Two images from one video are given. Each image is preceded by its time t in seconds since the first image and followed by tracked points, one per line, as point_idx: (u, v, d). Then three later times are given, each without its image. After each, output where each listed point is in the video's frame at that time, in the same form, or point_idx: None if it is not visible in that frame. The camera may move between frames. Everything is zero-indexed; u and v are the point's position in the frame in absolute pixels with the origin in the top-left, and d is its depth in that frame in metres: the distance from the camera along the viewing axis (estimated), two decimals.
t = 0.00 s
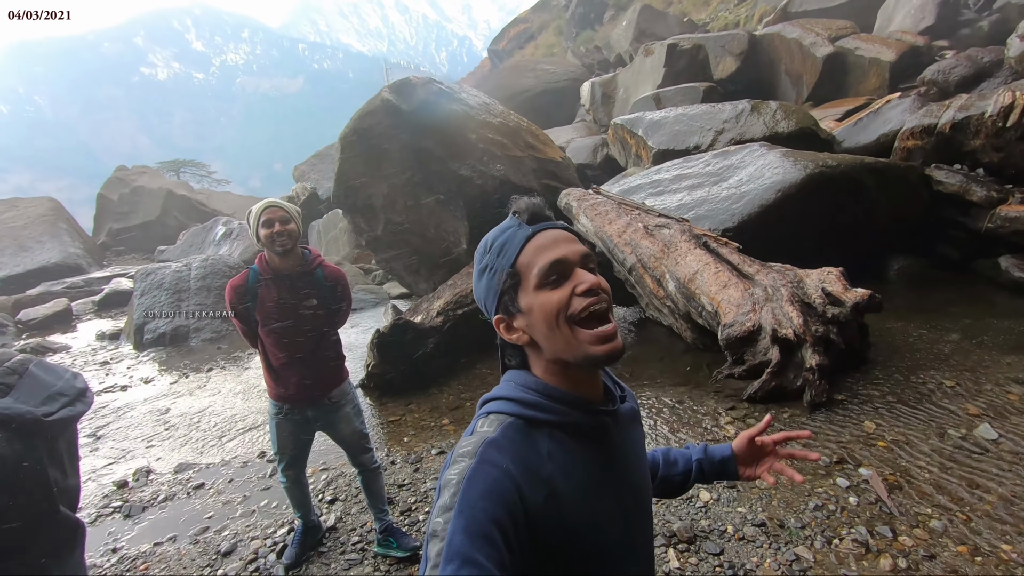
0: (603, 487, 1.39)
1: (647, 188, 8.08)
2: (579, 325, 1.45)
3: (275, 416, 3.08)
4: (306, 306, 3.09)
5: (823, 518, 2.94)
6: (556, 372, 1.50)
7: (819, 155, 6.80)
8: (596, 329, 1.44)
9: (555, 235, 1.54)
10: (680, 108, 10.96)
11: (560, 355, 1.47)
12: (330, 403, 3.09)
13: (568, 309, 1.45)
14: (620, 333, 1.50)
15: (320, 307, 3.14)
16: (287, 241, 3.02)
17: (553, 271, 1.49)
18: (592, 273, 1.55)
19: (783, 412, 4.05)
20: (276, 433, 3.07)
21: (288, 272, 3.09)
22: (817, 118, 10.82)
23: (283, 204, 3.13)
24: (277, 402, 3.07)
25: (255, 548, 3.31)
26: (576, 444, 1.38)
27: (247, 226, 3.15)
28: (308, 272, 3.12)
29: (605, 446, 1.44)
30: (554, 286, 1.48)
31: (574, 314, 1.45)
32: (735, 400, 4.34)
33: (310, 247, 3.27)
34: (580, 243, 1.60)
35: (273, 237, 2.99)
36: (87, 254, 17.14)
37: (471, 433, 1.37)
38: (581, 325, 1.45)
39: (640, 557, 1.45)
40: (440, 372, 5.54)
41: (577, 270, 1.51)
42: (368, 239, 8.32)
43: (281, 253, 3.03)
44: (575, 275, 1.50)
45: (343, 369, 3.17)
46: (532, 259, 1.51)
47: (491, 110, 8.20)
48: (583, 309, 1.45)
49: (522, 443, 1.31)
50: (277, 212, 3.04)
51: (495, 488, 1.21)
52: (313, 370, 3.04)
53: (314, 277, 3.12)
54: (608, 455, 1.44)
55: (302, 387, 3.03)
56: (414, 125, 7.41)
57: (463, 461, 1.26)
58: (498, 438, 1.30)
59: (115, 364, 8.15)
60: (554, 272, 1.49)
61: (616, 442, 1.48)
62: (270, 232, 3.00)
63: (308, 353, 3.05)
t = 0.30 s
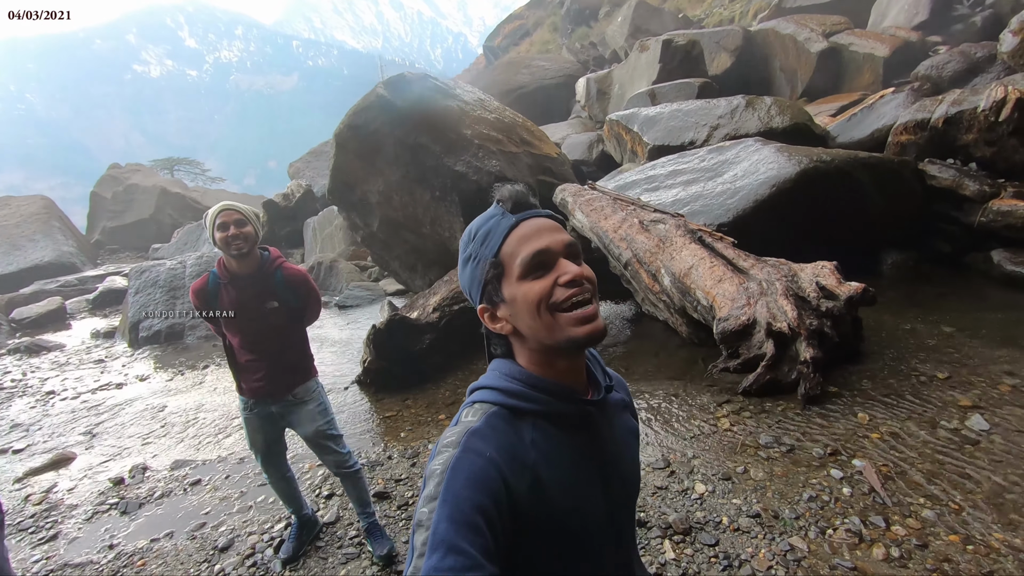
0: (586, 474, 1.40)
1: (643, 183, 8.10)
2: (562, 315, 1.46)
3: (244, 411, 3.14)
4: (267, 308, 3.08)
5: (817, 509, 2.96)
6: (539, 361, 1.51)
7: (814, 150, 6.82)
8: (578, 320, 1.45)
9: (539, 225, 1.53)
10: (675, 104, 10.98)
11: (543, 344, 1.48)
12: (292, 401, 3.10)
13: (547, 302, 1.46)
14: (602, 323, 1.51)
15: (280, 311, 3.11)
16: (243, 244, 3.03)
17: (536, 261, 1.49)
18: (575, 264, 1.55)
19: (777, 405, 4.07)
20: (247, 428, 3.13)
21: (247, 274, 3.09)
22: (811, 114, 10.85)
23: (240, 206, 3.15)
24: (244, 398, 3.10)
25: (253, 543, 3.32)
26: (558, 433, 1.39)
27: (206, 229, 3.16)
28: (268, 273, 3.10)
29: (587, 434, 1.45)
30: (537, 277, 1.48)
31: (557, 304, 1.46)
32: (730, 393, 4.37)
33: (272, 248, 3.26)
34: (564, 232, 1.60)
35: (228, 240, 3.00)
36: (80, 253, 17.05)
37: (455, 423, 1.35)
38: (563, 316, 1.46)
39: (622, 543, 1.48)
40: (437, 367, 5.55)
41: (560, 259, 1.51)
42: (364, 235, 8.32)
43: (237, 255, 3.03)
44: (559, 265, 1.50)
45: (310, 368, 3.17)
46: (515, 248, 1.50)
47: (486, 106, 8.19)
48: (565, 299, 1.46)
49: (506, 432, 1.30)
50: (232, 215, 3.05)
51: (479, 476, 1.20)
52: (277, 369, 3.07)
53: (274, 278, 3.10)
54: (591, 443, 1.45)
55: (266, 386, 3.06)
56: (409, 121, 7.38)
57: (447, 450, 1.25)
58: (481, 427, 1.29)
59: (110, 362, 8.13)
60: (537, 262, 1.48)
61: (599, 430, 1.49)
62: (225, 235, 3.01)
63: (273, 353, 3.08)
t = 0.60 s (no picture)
0: (581, 466, 1.40)
1: (644, 183, 8.11)
2: (554, 313, 1.46)
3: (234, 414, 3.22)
4: (245, 312, 3.15)
5: (819, 507, 2.97)
6: (530, 356, 1.52)
7: (816, 150, 6.83)
8: (569, 320, 1.46)
9: (535, 224, 1.53)
10: (676, 104, 10.99)
11: (536, 340, 1.48)
12: (271, 405, 3.14)
13: (536, 299, 1.46)
14: (595, 323, 1.51)
15: (259, 314, 3.17)
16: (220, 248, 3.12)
17: (532, 259, 1.50)
18: (570, 263, 1.55)
19: (778, 404, 4.08)
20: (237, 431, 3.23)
21: (225, 278, 3.18)
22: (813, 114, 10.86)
23: (216, 210, 3.25)
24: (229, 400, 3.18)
25: (257, 540, 3.33)
26: (553, 426, 1.40)
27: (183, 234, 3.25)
28: (246, 277, 3.19)
29: (581, 427, 1.46)
30: (532, 274, 1.49)
31: (550, 302, 1.47)
32: (732, 392, 4.38)
33: (251, 252, 3.34)
34: (563, 232, 1.60)
35: (205, 244, 3.09)
36: (82, 252, 17.08)
37: (451, 418, 1.36)
38: (556, 314, 1.46)
39: (619, 535, 1.48)
40: (439, 366, 5.56)
41: (556, 258, 1.52)
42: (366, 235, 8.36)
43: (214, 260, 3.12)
44: (555, 264, 1.51)
45: (292, 370, 3.23)
46: (512, 245, 1.51)
47: (488, 105, 8.20)
48: (558, 298, 1.46)
49: (500, 426, 1.31)
50: (207, 219, 3.14)
51: (476, 470, 1.21)
52: (257, 372, 3.14)
53: (252, 282, 3.18)
54: (586, 435, 1.46)
55: (247, 388, 3.12)
56: (410, 121, 7.40)
57: (443, 444, 1.26)
58: (476, 421, 1.30)
59: (113, 361, 8.15)
60: (533, 260, 1.49)
61: (593, 423, 1.50)
62: (201, 240, 3.10)
63: (255, 356, 3.14)
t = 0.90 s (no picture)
0: (577, 460, 1.41)
1: (649, 187, 8.12)
2: (553, 309, 1.47)
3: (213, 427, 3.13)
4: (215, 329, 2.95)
5: (822, 512, 2.96)
6: (528, 351, 1.53)
7: (821, 155, 6.83)
8: (568, 314, 1.46)
9: (534, 220, 1.53)
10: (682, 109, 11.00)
11: (534, 335, 1.49)
12: (238, 428, 3.00)
13: (536, 295, 1.47)
14: (593, 317, 1.52)
15: (229, 333, 2.96)
16: (191, 259, 2.90)
17: (531, 254, 1.50)
18: (569, 258, 1.56)
19: (782, 409, 4.06)
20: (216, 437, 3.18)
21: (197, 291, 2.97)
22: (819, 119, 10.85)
23: (189, 216, 3.01)
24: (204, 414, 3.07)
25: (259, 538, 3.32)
26: (549, 420, 1.40)
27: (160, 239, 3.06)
28: (217, 292, 2.96)
29: (577, 422, 1.46)
30: (530, 270, 1.49)
31: (549, 298, 1.47)
32: (735, 396, 4.37)
33: (231, 261, 3.10)
34: (561, 227, 1.61)
35: (175, 255, 2.88)
36: (89, 252, 17.20)
37: (446, 411, 1.36)
38: (555, 309, 1.47)
39: (614, 533, 1.48)
40: (442, 367, 5.57)
41: (555, 254, 1.52)
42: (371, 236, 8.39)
43: (185, 269, 2.90)
44: (554, 260, 1.51)
45: (264, 394, 3.04)
46: (511, 240, 1.51)
47: (494, 108, 8.23)
48: (557, 294, 1.47)
49: (495, 419, 1.31)
50: (179, 227, 2.91)
51: (471, 461, 1.21)
52: (232, 389, 2.97)
53: (223, 297, 2.95)
54: (581, 429, 1.46)
55: (221, 405, 2.97)
56: (416, 123, 7.43)
57: (438, 436, 1.26)
58: (471, 415, 1.30)
59: (118, 360, 8.19)
60: (532, 255, 1.49)
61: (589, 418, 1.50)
62: (172, 249, 2.89)
63: (230, 372, 2.98)
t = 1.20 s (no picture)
0: (581, 469, 1.40)
1: (651, 190, 8.10)
2: (560, 316, 1.46)
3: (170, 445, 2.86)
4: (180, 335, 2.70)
5: (826, 518, 2.94)
6: (535, 359, 1.52)
7: (824, 158, 6.82)
8: (576, 322, 1.46)
9: (542, 226, 1.52)
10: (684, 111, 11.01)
11: (541, 343, 1.48)
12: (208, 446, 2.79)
13: (544, 303, 1.46)
14: (600, 325, 1.51)
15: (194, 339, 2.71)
16: (152, 263, 2.65)
17: (539, 261, 1.49)
18: (577, 266, 1.54)
19: (785, 413, 4.05)
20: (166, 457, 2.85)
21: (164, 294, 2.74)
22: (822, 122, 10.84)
23: (152, 216, 2.74)
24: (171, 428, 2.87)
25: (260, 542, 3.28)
26: (553, 430, 1.39)
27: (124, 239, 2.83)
28: (182, 297, 2.70)
29: (582, 431, 1.45)
30: (537, 278, 1.48)
31: (557, 305, 1.46)
32: (739, 400, 4.35)
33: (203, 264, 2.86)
34: (569, 234, 1.60)
35: (135, 259, 2.65)
36: (93, 253, 17.26)
37: (452, 419, 1.35)
38: (562, 317, 1.46)
39: (616, 541, 1.47)
40: (444, 370, 5.56)
41: (563, 262, 1.51)
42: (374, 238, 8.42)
43: (146, 274, 2.66)
44: (561, 268, 1.50)
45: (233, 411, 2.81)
46: (519, 247, 1.50)
47: (496, 111, 8.24)
48: (565, 302, 1.46)
49: (501, 429, 1.30)
50: (139, 229, 2.66)
51: (476, 471, 1.20)
52: (197, 406, 2.74)
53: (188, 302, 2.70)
54: (586, 438, 1.45)
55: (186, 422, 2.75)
56: (419, 125, 7.43)
57: (444, 445, 1.25)
58: (477, 423, 1.29)
59: (121, 361, 8.21)
60: (539, 263, 1.48)
61: (593, 427, 1.49)
62: (132, 252, 2.65)
63: (194, 387, 2.74)
